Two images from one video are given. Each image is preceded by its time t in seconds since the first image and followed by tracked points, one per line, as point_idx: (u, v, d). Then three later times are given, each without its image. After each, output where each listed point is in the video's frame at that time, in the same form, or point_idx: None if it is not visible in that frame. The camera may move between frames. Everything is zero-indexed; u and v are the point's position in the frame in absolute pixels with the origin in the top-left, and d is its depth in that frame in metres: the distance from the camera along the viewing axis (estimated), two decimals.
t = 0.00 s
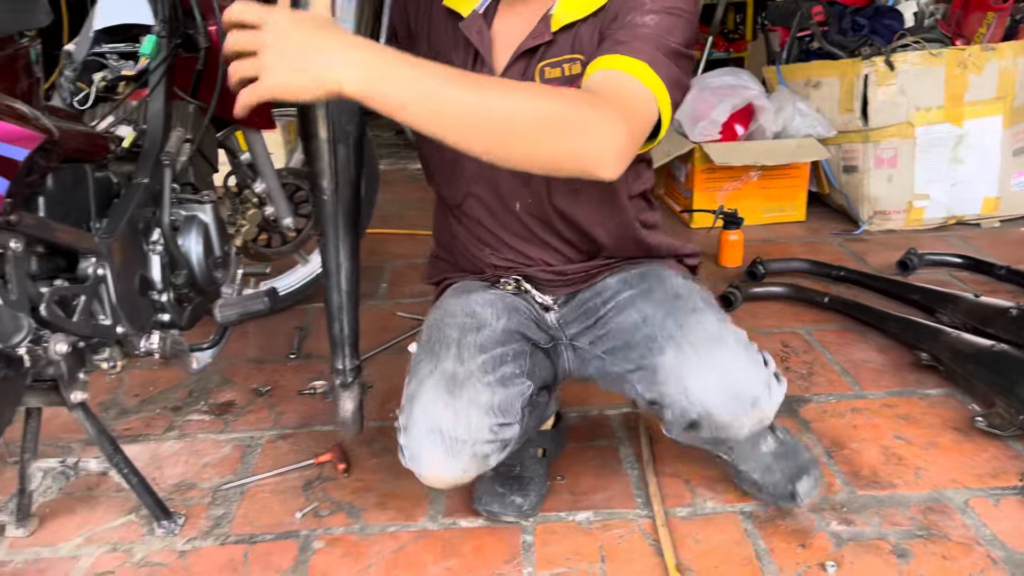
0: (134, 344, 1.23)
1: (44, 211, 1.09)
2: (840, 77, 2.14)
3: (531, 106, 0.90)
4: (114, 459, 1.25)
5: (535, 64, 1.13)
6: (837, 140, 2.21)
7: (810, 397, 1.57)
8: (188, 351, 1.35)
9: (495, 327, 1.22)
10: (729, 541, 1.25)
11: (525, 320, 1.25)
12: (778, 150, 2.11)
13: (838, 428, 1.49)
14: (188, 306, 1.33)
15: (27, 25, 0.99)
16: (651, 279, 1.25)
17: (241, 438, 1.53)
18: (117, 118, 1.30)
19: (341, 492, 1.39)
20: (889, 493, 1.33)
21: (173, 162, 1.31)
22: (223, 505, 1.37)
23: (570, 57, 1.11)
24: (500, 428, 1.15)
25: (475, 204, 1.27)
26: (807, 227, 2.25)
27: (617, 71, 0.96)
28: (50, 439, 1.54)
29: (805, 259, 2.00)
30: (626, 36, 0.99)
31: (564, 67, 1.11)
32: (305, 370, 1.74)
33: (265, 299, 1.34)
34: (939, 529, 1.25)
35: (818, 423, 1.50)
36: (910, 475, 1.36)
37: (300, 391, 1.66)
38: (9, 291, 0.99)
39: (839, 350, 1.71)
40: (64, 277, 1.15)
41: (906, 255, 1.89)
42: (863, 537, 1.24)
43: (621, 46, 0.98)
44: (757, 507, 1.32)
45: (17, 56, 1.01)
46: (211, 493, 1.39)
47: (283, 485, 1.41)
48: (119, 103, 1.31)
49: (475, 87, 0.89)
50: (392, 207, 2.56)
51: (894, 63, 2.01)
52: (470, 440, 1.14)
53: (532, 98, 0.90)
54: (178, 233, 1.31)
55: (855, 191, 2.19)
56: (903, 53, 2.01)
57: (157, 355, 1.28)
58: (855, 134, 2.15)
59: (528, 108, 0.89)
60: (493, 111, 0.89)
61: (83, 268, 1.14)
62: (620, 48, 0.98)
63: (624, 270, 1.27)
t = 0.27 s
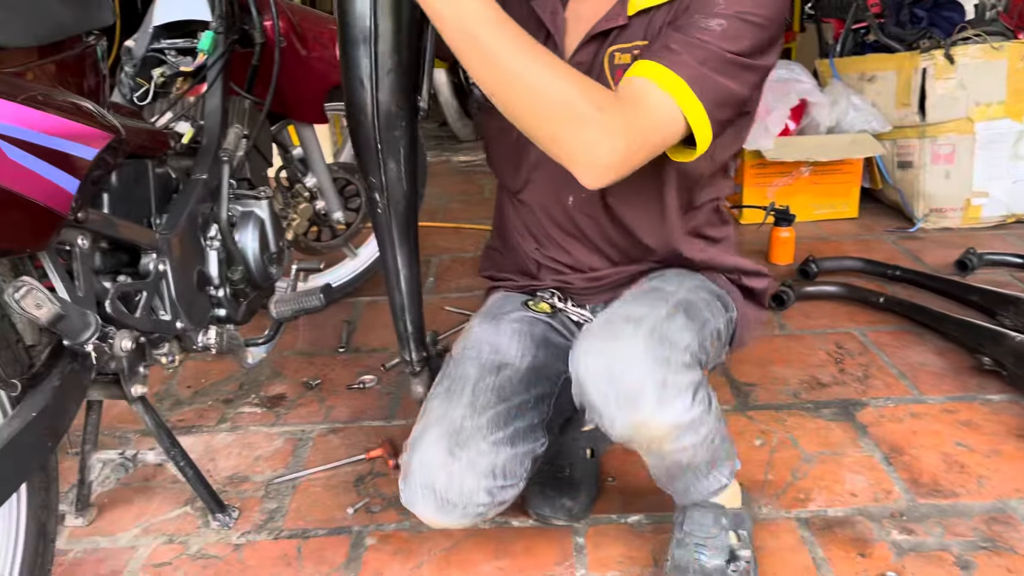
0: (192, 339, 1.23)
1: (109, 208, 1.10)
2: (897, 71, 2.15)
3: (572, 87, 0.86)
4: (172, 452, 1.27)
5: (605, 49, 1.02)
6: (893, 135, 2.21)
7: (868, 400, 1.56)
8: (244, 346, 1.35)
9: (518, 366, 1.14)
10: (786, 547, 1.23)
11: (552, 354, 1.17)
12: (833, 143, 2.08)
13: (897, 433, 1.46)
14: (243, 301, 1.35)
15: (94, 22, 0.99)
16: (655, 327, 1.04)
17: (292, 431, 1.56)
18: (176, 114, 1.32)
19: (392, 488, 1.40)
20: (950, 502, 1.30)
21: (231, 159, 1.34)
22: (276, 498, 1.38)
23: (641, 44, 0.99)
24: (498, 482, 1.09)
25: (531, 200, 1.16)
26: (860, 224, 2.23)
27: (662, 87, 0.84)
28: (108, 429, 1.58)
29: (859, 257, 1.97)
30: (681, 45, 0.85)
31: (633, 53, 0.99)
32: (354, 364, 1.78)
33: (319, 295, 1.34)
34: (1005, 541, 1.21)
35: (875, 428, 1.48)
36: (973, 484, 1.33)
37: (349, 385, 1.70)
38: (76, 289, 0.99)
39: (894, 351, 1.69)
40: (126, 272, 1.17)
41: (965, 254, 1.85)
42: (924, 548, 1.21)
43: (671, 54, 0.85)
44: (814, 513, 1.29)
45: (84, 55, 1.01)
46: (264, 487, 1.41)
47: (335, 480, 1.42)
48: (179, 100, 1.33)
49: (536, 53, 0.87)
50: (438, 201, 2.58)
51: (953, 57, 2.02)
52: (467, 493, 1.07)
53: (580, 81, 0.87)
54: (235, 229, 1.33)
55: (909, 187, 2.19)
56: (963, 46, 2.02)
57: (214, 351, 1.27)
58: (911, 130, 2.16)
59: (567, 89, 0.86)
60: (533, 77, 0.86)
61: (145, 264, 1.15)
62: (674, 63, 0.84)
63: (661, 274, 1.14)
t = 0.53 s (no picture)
0: (214, 345, 1.20)
1: (131, 212, 1.07)
2: (934, 69, 2.09)
3: (590, 102, 0.79)
4: (193, 460, 1.24)
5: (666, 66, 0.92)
6: (928, 135, 2.14)
7: (905, 412, 1.51)
8: (266, 352, 1.32)
9: (510, 404, 1.14)
10: (824, 569, 1.19)
11: (558, 404, 1.15)
12: (867, 145, 2.03)
13: (937, 448, 1.42)
14: (266, 305, 1.32)
15: (118, 23, 0.97)
16: (673, 472, 0.92)
17: (315, 436, 1.54)
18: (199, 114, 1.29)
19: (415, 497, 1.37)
20: (994, 522, 1.25)
21: (255, 161, 1.31)
22: (298, 507, 1.36)
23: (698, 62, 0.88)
24: (447, 503, 1.09)
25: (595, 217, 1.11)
26: (894, 226, 2.17)
27: (695, 102, 0.77)
28: (129, 432, 1.56)
29: (894, 263, 1.92)
30: (729, 59, 0.77)
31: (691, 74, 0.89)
32: (377, 367, 1.77)
33: (343, 300, 1.31)
34: None
35: (913, 442, 1.43)
36: (1016, 504, 1.28)
37: (372, 389, 1.68)
38: (97, 298, 0.95)
39: (932, 361, 1.64)
40: (148, 278, 1.14)
41: (1005, 260, 1.79)
42: (967, 572, 1.17)
43: (715, 68, 0.77)
44: (852, 533, 1.25)
45: (107, 56, 0.98)
46: (286, 494, 1.39)
47: (358, 488, 1.39)
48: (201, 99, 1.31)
49: (565, 61, 0.80)
50: (462, 198, 2.55)
51: (994, 54, 1.98)
52: (416, 504, 1.10)
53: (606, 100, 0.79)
54: (258, 232, 1.30)
55: (945, 189, 2.12)
56: (1003, 45, 1.99)
57: (236, 357, 1.24)
58: (948, 129, 2.09)
59: (585, 102, 0.79)
60: (573, 105, 0.79)
61: (167, 269, 1.12)
62: (715, 80, 0.76)
63: (685, 378, 1.02)
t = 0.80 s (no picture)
0: (233, 351, 1.16)
1: (147, 214, 1.03)
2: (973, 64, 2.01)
3: (711, 267, 0.66)
4: (210, 468, 1.20)
5: (768, 76, 0.76)
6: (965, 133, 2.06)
7: (946, 423, 1.45)
8: (286, 356, 1.28)
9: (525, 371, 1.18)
10: None
11: (553, 397, 1.16)
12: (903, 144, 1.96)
13: (980, 463, 1.36)
14: (286, 308, 1.27)
15: (136, 18, 0.93)
16: None
17: (333, 441, 1.50)
18: (218, 110, 1.25)
19: (437, 507, 1.32)
20: None
21: (275, 159, 1.27)
22: (317, 517, 1.32)
23: (800, 84, 0.71)
24: (426, 418, 1.19)
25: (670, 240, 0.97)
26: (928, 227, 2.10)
27: (789, 246, 0.63)
28: (144, 434, 1.53)
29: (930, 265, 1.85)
30: (825, 188, 0.61)
31: (792, 95, 0.72)
32: (396, 369, 1.73)
33: (366, 305, 1.26)
34: None
35: (955, 456, 1.38)
36: None
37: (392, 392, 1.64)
38: (112, 305, 0.90)
39: (973, 369, 1.58)
40: (164, 281, 1.09)
41: None
42: None
43: (813, 198, 0.61)
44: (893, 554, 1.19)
45: (123, 52, 0.93)
46: (304, 502, 1.35)
47: (378, 497, 1.35)
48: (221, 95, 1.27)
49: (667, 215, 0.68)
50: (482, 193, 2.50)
51: None
52: (404, 404, 1.21)
53: (724, 250, 0.66)
54: (279, 233, 1.26)
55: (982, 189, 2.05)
56: None
57: (254, 362, 1.20)
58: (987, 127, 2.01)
59: (704, 267, 0.66)
60: (688, 267, 0.67)
61: (184, 273, 1.08)
62: (813, 216, 0.61)
63: (646, 494, 0.93)
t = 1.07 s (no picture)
0: (266, 352, 1.12)
1: (181, 210, 0.99)
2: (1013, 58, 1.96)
3: (833, 362, 0.65)
4: (240, 472, 1.16)
5: (878, 115, 0.69)
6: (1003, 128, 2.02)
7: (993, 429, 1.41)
8: (318, 356, 1.24)
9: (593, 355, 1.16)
10: None
11: (607, 389, 1.14)
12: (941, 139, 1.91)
13: None
14: (319, 307, 1.23)
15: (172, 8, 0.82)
16: None
17: (362, 442, 1.46)
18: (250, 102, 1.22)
19: (471, 513, 1.29)
20: None
21: (310, 153, 1.23)
22: (348, 521, 1.28)
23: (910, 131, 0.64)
24: (489, 372, 1.22)
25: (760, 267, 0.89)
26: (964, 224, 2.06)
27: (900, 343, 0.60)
28: (169, 432, 1.49)
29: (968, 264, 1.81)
30: (943, 288, 0.57)
31: (901, 141, 0.65)
32: (423, 367, 1.69)
33: (403, 303, 1.22)
34: None
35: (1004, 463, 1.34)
36: None
37: (420, 391, 1.60)
38: (151, 307, 0.87)
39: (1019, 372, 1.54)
40: (198, 278, 1.05)
41: None
42: None
43: (925, 300, 0.58)
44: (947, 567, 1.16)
45: (162, 42, 0.89)
46: (334, 506, 1.31)
47: (410, 501, 1.32)
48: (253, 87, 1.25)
49: (773, 316, 0.68)
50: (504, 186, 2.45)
51: None
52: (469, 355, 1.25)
53: (835, 342, 0.65)
54: (313, 229, 1.22)
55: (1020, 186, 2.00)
56: None
57: (287, 362, 1.16)
58: None
59: (825, 364, 0.66)
60: (814, 368, 0.66)
61: (219, 271, 1.04)
62: (922, 314, 0.58)
63: (675, 536, 0.88)
